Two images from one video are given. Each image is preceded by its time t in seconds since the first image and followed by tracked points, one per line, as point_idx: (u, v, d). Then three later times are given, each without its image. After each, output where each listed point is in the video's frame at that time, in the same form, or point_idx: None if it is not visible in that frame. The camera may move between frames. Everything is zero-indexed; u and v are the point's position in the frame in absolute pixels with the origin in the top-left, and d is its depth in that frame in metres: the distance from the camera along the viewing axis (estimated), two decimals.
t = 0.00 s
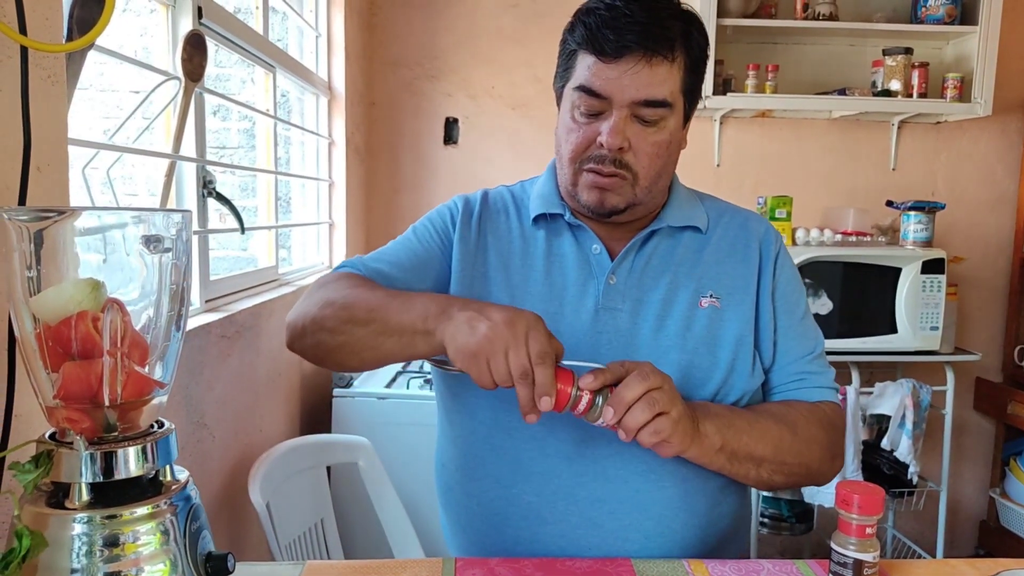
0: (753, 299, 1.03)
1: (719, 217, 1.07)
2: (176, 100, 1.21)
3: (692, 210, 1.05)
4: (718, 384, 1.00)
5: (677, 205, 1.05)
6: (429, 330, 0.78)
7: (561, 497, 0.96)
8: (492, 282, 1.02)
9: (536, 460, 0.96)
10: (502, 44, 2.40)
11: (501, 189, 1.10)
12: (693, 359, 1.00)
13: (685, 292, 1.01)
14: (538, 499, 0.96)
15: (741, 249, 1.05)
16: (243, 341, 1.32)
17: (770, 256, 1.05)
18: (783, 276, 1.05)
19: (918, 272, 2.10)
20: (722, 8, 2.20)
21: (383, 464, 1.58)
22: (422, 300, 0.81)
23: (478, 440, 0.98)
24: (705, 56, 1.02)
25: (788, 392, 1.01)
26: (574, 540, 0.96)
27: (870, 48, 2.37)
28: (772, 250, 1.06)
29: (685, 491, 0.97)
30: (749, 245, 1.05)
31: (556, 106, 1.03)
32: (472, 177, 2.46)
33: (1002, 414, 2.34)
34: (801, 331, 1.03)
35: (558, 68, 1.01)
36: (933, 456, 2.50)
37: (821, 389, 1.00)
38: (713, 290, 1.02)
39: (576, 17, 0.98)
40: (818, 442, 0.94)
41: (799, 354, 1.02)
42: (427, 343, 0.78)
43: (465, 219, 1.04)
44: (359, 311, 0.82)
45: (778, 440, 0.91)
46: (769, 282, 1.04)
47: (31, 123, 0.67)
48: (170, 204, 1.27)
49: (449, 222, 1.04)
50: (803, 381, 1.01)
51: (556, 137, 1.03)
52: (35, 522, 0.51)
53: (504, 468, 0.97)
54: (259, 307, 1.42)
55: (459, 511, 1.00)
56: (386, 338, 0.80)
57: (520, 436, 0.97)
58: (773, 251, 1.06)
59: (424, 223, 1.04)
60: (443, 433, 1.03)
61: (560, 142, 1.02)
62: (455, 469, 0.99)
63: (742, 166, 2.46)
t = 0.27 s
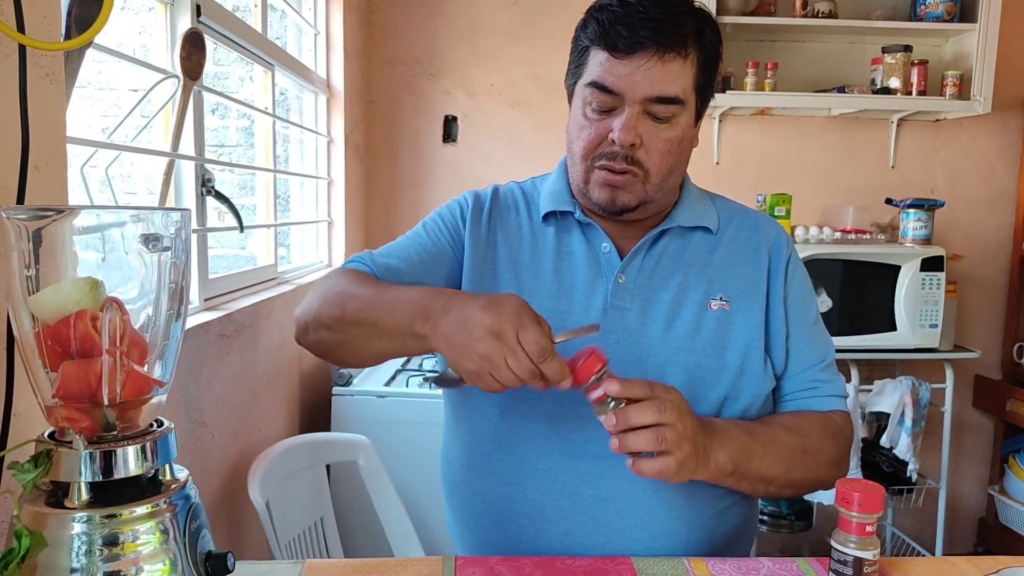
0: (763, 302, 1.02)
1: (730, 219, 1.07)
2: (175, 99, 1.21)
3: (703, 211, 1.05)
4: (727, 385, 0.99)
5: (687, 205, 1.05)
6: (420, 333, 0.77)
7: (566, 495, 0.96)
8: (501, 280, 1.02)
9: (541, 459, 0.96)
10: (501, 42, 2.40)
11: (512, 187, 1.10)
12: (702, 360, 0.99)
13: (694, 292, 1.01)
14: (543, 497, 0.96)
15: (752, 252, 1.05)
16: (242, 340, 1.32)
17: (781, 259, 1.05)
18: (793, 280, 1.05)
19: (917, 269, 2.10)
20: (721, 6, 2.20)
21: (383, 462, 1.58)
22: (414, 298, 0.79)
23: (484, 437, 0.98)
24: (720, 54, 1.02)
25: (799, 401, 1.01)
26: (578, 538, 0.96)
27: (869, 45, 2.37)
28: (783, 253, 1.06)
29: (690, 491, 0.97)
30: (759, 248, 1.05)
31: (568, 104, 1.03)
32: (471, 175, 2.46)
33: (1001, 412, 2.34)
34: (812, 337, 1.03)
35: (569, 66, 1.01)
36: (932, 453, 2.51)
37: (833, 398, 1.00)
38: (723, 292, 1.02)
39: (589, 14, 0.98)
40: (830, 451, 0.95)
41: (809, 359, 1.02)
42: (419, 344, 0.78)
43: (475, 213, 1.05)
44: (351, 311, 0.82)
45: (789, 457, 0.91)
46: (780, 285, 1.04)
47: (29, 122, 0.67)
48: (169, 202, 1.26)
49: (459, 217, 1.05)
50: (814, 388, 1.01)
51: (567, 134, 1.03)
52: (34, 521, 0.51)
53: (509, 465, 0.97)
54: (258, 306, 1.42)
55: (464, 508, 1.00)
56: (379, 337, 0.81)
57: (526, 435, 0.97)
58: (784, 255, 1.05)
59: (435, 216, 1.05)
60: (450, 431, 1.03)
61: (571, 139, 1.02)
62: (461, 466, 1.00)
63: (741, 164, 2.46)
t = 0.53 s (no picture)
0: (773, 293, 1.02)
1: (738, 211, 1.07)
2: (174, 94, 1.20)
3: (710, 202, 1.05)
4: (737, 378, 0.99)
5: (694, 196, 1.05)
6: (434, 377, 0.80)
7: (574, 487, 0.96)
8: (508, 276, 1.02)
9: (548, 451, 0.96)
10: (501, 37, 2.39)
11: (517, 183, 1.10)
12: (712, 352, 0.99)
13: (703, 284, 1.01)
14: (551, 490, 0.96)
15: (761, 244, 1.04)
16: (243, 336, 1.32)
17: (791, 251, 1.04)
18: (804, 271, 1.04)
19: (917, 265, 2.09)
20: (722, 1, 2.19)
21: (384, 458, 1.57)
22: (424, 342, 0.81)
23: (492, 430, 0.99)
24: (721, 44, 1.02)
25: (812, 396, 1.00)
26: (585, 531, 0.96)
27: (870, 40, 2.36)
28: (793, 245, 1.05)
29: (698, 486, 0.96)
30: (768, 240, 1.04)
31: (572, 100, 1.03)
32: (471, 171, 2.46)
33: (1002, 407, 2.34)
34: (824, 330, 1.03)
35: (571, 62, 1.01)
36: (932, 449, 2.51)
37: (845, 393, 1.00)
38: (732, 284, 1.01)
39: (589, 8, 0.98)
40: (844, 450, 0.95)
41: (821, 353, 1.01)
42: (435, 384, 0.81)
43: (480, 216, 1.04)
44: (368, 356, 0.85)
45: (806, 461, 0.91)
46: (790, 277, 1.03)
47: (28, 118, 0.67)
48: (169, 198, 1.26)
49: (464, 217, 1.05)
50: (827, 382, 1.00)
51: (572, 130, 1.03)
52: (34, 517, 0.50)
53: (516, 458, 0.97)
54: (259, 302, 1.41)
55: (471, 500, 1.00)
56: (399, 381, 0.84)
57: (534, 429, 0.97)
58: (794, 246, 1.05)
59: (442, 226, 1.05)
60: (460, 425, 1.03)
61: (576, 134, 1.01)
62: (469, 459, 1.00)
63: (742, 159, 2.46)
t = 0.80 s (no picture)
0: (776, 283, 1.02)
1: (741, 201, 1.06)
2: (174, 85, 1.20)
3: (711, 192, 1.04)
4: (741, 369, 0.99)
5: (695, 185, 1.04)
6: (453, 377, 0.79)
7: (578, 481, 0.96)
8: (509, 270, 1.02)
9: (552, 444, 0.96)
10: (502, 29, 2.38)
11: (515, 177, 1.09)
12: (715, 343, 0.98)
13: (705, 275, 1.01)
14: (555, 483, 0.96)
15: (763, 234, 1.04)
16: (242, 328, 1.32)
17: (795, 241, 1.04)
18: (808, 261, 1.04)
19: (919, 261, 2.09)
20: None
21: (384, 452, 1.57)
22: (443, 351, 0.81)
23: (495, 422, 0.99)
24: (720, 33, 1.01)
25: (819, 388, 1.01)
26: (589, 524, 0.96)
27: (873, 34, 2.35)
28: (797, 235, 1.04)
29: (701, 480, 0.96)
30: (771, 229, 1.04)
31: (571, 94, 1.02)
32: (472, 164, 2.45)
33: (1002, 403, 2.34)
34: (828, 320, 1.03)
35: (569, 56, 1.00)
36: (932, 444, 2.51)
37: (852, 384, 1.00)
38: (735, 274, 1.01)
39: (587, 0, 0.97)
40: (853, 445, 0.95)
41: (826, 344, 1.02)
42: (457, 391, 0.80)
43: (477, 215, 1.04)
44: (391, 365, 0.86)
45: (817, 460, 0.91)
46: (795, 267, 1.02)
47: (26, 108, 0.66)
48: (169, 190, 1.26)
49: (461, 215, 1.04)
50: (836, 374, 1.00)
51: (573, 124, 1.03)
52: (32, 509, 0.50)
53: (521, 451, 0.97)
54: (258, 294, 1.41)
55: (475, 494, 1.00)
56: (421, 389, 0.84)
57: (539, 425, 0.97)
58: (798, 236, 1.04)
59: (441, 230, 1.04)
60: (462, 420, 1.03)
61: (578, 128, 1.01)
62: (473, 453, 1.00)
63: (744, 153, 2.45)
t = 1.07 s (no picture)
0: (778, 277, 1.01)
1: (742, 195, 1.06)
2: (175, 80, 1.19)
3: (712, 186, 1.04)
4: (744, 364, 0.98)
5: (696, 180, 1.04)
6: (480, 385, 0.80)
7: (583, 477, 0.95)
8: (510, 267, 1.01)
9: (556, 440, 0.96)
10: (504, 25, 2.37)
11: (516, 174, 1.08)
12: (718, 338, 0.98)
13: (708, 270, 1.00)
14: (560, 479, 0.96)
15: (765, 229, 1.03)
16: (244, 324, 1.32)
17: (797, 235, 1.03)
18: (811, 255, 1.04)
19: (922, 257, 2.09)
20: None
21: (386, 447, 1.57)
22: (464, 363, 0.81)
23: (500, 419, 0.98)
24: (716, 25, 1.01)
25: (822, 382, 1.00)
26: (594, 520, 0.95)
27: (876, 30, 2.34)
28: (799, 230, 1.04)
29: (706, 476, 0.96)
30: (772, 224, 1.04)
31: (568, 91, 1.02)
32: (474, 160, 2.45)
33: (1005, 400, 2.33)
34: (831, 314, 1.02)
35: (566, 52, 1.00)
36: (934, 441, 2.51)
37: (855, 378, 1.00)
38: (737, 269, 1.01)
39: None
40: (856, 437, 0.95)
41: (828, 337, 1.01)
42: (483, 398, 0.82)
43: (481, 212, 1.03)
44: (411, 375, 0.87)
45: (818, 448, 0.91)
46: (797, 261, 1.02)
47: (26, 103, 0.66)
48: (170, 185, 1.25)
49: (465, 214, 1.05)
50: (838, 367, 1.00)
51: (570, 120, 1.02)
52: (32, 503, 0.50)
53: (525, 447, 0.97)
54: (260, 290, 1.41)
55: (480, 490, 1.00)
56: (444, 396, 0.85)
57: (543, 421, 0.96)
58: (799, 230, 1.04)
59: (445, 230, 1.05)
60: (465, 417, 1.03)
61: (575, 124, 1.01)
62: (477, 450, 0.99)
63: (746, 149, 2.44)
